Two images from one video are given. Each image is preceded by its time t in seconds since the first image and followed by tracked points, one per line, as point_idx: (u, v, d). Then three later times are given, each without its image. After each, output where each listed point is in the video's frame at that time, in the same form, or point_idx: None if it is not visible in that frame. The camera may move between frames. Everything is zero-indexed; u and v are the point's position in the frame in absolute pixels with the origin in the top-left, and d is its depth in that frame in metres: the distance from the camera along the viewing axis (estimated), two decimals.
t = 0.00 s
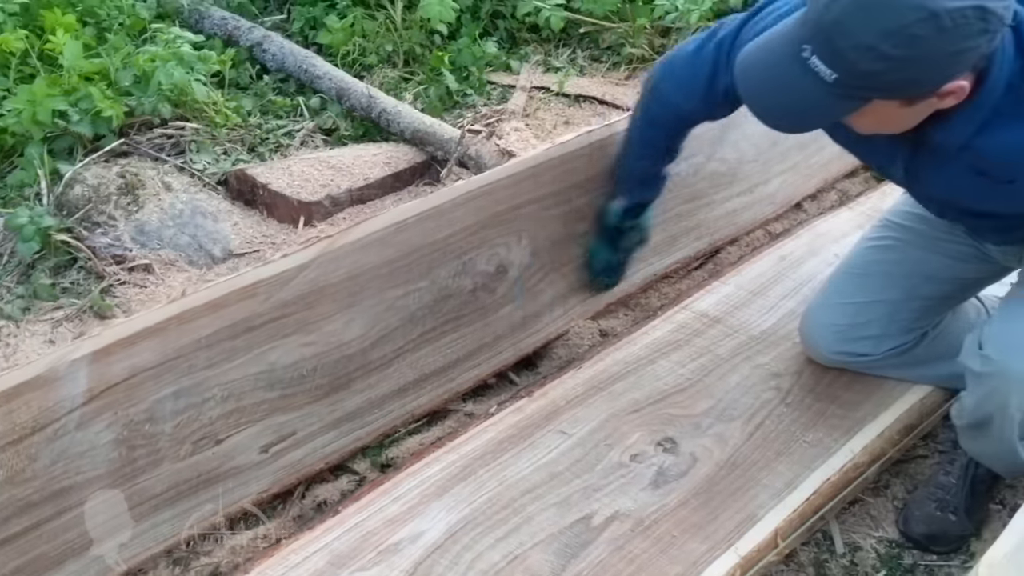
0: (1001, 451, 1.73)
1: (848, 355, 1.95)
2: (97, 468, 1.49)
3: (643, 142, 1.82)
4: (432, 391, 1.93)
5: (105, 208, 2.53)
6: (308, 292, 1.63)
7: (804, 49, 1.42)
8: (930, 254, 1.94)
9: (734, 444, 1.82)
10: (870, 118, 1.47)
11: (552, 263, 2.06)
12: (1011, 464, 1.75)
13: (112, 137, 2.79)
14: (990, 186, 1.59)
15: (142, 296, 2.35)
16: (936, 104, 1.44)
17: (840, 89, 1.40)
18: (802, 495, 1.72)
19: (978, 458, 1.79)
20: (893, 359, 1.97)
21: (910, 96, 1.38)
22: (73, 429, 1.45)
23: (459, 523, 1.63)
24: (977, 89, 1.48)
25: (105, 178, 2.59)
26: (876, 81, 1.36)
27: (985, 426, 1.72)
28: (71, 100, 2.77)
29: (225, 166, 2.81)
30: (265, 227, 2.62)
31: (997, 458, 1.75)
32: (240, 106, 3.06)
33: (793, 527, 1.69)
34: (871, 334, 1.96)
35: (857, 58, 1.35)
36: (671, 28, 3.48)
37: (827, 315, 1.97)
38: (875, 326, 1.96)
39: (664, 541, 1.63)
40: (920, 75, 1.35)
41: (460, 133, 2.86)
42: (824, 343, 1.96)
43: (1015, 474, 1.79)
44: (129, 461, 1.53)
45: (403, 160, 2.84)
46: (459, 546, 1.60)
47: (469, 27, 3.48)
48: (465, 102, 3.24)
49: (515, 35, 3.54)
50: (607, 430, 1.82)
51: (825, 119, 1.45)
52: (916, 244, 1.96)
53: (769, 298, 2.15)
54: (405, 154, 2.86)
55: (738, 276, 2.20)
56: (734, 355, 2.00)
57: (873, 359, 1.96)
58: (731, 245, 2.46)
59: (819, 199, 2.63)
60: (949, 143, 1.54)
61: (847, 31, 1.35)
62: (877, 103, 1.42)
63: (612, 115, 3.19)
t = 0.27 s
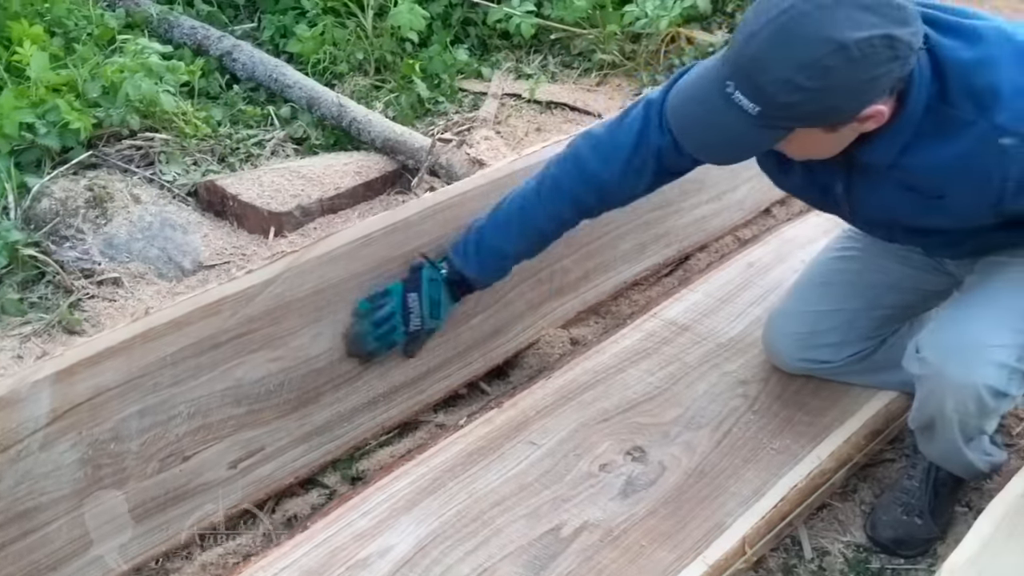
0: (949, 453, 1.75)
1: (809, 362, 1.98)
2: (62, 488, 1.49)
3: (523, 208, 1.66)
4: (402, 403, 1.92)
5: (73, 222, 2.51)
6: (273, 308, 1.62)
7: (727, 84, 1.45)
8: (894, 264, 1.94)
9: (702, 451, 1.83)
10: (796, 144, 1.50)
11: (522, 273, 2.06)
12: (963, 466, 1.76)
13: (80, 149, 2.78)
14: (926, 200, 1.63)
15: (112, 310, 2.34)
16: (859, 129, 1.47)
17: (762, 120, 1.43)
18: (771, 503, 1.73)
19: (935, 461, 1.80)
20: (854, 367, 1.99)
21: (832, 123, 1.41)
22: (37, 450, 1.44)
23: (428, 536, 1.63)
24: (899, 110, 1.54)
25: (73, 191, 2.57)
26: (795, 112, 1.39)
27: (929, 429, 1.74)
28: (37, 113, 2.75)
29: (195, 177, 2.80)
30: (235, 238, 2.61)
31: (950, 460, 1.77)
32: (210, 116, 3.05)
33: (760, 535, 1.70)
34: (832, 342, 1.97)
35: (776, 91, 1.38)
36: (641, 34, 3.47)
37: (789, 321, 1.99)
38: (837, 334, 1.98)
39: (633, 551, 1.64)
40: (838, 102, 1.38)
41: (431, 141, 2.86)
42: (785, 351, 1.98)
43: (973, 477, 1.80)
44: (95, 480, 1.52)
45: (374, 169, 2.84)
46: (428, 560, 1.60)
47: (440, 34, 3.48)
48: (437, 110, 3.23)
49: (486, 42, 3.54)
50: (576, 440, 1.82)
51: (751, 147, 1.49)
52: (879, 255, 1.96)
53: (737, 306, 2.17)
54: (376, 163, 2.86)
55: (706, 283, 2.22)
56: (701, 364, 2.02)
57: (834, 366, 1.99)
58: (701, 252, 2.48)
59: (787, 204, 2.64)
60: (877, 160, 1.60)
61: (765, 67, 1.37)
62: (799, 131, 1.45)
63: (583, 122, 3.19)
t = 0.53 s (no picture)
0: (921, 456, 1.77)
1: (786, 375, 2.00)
2: (35, 504, 1.48)
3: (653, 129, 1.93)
4: (380, 413, 1.92)
5: (49, 233, 2.51)
6: (247, 320, 1.63)
7: (752, 31, 1.49)
8: (862, 272, 1.98)
9: (677, 458, 1.84)
10: (819, 108, 1.52)
11: (498, 282, 2.07)
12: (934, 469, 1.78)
13: (56, 160, 2.77)
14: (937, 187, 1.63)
15: (89, 321, 2.33)
16: (880, 98, 1.49)
17: (783, 71, 1.46)
18: (744, 509, 1.75)
19: (906, 466, 1.82)
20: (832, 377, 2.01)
21: (850, 86, 1.44)
22: (9, 467, 1.44)
23: (404, 547, 1.64)
24: (922, 89, 1.55)
25: (49, 203, 2.57)
26: (817, 65, 1.42)
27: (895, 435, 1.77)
28: (13, 124, 2.74)
29: (173, 187, 2.79)
30: (213, 247, 2.60)
31: (918, 465, 1.79)
32: (188, 125, 3.04)
33: (734, 541, 1.72)
34: (808, 354, 1.99)
35: (801, 42, 1.41)
36: (619, 39, 3.41)
37: (768, 336, 2.00)
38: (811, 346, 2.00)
39: (608, 559, 1.65)
40: (861, 62, 1.41)
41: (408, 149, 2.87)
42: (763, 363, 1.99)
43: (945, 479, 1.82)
44: (69, 496, 1.52)
45: (352, 177, 2.84)
46: (404, 570, 1.61)
47: (418, 41, 3.47)
48: (416, 117, 3.22)
49: (465, 48, 3.53)
50: (553, 449, 1.83)
51: (772, 100, 1.52)
52: (846, 265, 1.99)
53: (712, 312, 2.18)
54: (354, 171, 2.86)
55: (682, 290, 2.23)
56: (677, 370, 2.03)
57: (812, 378, 2.01)
58: (677, 258, 2.50)
59: (763, 210, 2.67)
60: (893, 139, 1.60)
61: (790, 15, 1.42)
62: (820, 90, 1.48)
63: (562, 128, 3.19)
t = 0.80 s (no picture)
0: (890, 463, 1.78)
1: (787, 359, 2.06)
2: (12, 520, 1.49)
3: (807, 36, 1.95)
4: (359, 424, 1.94)
5: (28, 246, 2.51)
6: (224, 334, 1.63)
7: None
8: (875, 255, 1.93)
9: (655, 466, 1.85)
10: None
11: (477, 292, 2.08)
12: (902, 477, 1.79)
13: (35, 171, 2.77)
14: (945, 83, 1.56)
15: (68, 334, 2.33)
16: None
17: None
18: (721, 517, 1.74)
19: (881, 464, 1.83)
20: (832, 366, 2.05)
21: None
22: None
23: (383, 559, 1.65)
24: None
25: (27, 215, 2.58)
26: None
27: (870, 435, 1.77)
28: None
29: (152, 198, 2.78)
30: (193, 258, 2.60)
31: (892, 467, 1.79)
32: (168, 135, 3.04)
33: (711, 549, 1.72)
34: (818, 341, 2.02)
35: None
36: (599, 47, 3.40)
37: (770, 320, 2.04)
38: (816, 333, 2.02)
39: (586, 567, 1.67)
40: None
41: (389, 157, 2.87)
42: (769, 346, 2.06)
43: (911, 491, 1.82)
44: (45, 511, 1.52)
45: (333, 187, 2.84)
46: None
47: (398, 50, 3.44)
48: (396, 125, 3.21)
49: (445, 56, 3.52)
50: (532, 458, 1.84)
51: None
52: (859, 250, 1.95)
53: (690, 320, 2.20)
54: (335, 181, 2.86)
55: (660, 298, 2.25)
56: (655, 378, 2.04)
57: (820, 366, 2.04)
58: (656, 265, 2.52)
59: (742, 217, 2.71)
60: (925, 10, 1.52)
61: None
62: None
63: (543, 136, 3.19)
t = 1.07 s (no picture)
0: (882, 462, 1.77)
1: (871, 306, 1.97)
2: None
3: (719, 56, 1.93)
4: (341, 443, 1.94)
5: (10, 264, 2.51)
6: (205, 356, 1.63)
7: None
8: (976, 174, 1.81)
9: (638, 483, 1.86)
10: None
11: (460, 308, 2.08)
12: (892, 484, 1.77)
13: (17, 188, 2.78)
14: None
15: (51, 352, 2.32)
16: None
17: None
18: (703, 533, 1.76)
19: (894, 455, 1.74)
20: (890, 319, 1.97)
21: None
22: None
23: None
24: None
25: (9, 233, 2.59)
26: None
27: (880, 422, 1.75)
28: None
29: (135, 214, 2.78)
30: (176, 274, 2.58)
31: (907, 455, 1.71)
32: (151, 150, 3.03)
33: (694, 566, 1.72)
34: (923, 274, 1.86)
35: None
36: (583, 58, 3.31)
37: (865, 270, 1.92)
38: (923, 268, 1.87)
39: None
40: None
41: (373, 172, 2.86)
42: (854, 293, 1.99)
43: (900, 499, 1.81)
44: (25, 537, 1.52)
45: (317, 201, 2.84)
46: None
47: (382, 62, 3.42)
48: (381, 138, 3.20)
49: (429, 69, 3.48)
50: (514, 476, 1.84)
51: None
52: (961, 171, 1.83)
53: (673, 334, 2.20)
54: (319, 195, 2.86)
55: (642, 312, 2.25)
56: (638, 394, 2.05)
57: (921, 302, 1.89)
58: (639, 278, 2.53)
59: (724, 229, 2.74)
60: None
61: None
62: None
63: (528, 147, 3.13)
